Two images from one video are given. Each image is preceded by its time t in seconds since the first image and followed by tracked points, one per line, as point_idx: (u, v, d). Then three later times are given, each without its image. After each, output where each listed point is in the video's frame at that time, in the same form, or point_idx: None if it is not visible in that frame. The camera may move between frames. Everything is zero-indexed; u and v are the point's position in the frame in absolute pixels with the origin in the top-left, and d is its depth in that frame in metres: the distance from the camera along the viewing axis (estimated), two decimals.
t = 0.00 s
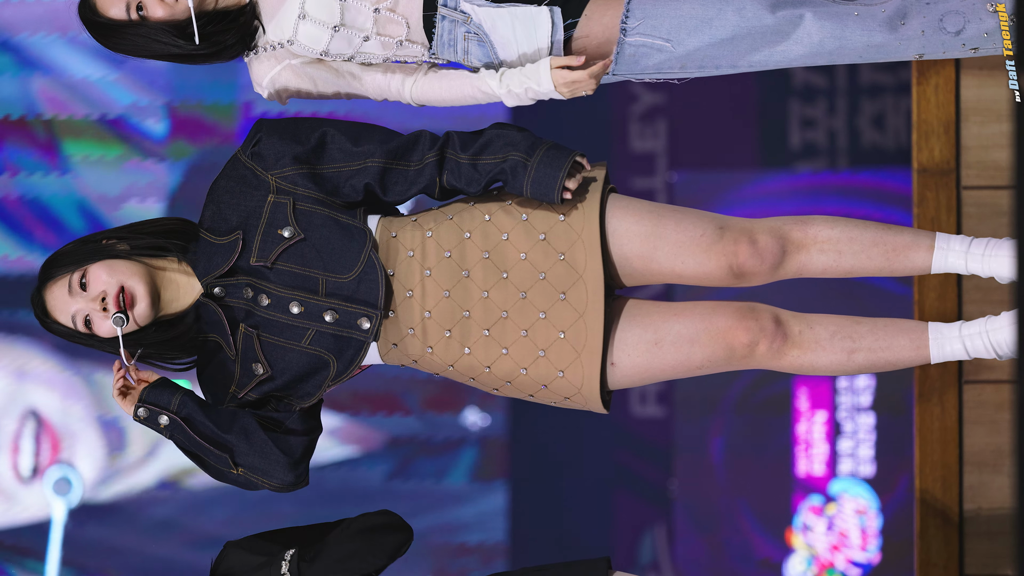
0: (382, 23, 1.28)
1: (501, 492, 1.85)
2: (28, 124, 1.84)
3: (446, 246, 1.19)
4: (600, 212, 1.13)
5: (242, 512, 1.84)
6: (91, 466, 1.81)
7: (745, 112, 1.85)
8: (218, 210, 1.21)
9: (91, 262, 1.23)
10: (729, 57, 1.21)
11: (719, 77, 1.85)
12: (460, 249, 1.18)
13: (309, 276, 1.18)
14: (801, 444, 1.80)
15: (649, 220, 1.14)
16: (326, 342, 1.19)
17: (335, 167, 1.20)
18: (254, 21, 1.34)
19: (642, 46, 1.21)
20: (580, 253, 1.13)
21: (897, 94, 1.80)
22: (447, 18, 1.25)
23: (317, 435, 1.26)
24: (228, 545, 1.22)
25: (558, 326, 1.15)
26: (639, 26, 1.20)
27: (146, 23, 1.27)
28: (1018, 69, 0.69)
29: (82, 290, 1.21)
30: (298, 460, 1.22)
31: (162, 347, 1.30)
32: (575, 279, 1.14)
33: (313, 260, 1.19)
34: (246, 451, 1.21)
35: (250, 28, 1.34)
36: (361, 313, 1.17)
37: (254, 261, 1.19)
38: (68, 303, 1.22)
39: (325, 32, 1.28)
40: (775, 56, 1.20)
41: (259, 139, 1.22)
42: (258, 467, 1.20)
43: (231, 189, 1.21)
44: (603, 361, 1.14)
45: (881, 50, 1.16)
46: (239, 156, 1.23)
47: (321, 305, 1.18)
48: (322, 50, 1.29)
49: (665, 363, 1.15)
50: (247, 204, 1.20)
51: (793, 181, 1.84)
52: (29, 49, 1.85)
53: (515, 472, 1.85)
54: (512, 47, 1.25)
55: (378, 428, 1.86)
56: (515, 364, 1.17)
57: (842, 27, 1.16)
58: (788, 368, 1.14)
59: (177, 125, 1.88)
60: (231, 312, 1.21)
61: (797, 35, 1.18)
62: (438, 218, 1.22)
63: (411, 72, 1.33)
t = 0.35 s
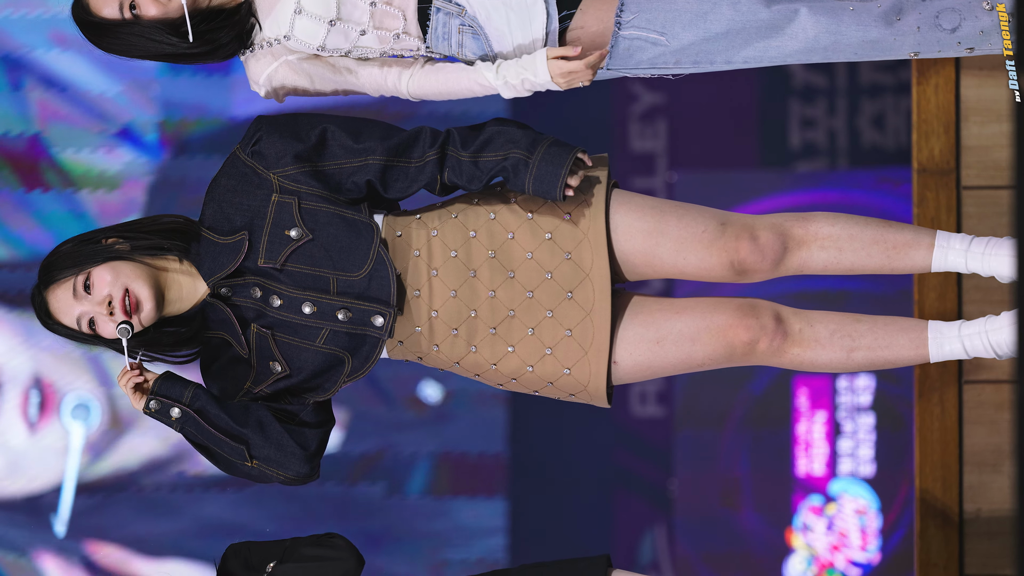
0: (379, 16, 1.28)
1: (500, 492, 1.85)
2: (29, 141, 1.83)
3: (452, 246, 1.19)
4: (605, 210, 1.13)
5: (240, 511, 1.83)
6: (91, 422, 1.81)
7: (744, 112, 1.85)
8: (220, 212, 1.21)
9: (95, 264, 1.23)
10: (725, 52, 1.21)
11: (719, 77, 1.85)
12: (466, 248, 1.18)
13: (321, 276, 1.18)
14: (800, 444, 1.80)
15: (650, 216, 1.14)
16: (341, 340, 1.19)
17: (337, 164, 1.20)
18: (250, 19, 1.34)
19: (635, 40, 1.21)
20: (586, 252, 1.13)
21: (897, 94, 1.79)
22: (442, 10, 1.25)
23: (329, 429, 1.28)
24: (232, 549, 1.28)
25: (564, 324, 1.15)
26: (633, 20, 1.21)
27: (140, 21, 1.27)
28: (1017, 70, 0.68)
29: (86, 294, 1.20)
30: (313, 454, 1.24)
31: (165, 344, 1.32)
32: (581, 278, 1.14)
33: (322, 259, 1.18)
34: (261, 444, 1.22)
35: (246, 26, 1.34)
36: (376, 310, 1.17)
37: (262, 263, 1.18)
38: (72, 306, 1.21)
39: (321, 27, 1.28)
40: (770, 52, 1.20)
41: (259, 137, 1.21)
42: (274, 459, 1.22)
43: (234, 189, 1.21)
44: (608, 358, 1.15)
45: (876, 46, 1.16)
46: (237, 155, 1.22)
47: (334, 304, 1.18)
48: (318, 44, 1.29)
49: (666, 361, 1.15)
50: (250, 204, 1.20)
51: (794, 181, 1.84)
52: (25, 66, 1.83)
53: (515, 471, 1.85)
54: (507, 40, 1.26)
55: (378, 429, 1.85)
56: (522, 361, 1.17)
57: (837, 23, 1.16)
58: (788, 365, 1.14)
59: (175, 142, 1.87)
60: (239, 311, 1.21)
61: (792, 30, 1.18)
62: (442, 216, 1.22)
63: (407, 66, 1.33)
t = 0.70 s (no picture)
0: (384, 13, 1.29)
1: (500, 492, 1.84)
2: (38, 158, 1.82)
3: (451, 245, 1.19)
4: (604, 210, 1.13)
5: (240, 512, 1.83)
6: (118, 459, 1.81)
7: (745, 112, 1.85)
8: (223, 207, 1.21)
9: (98, 260, 1.23)
10: (726, 50, 1.21)
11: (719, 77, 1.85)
12: (465, 248, 1.18)
13: (325, 265, 1.18)
14: (800, 444, 1.80)
15: (649, 216, 1.14)
16: (351, 328, 1.18)
17: (339, 158, 1.20)
18: (253, 17, 1.34)
19: (637, 38, 1.22)
20: (584, 252, 1.13)
21: (897, 94, 1.79)
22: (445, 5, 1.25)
23: (355, 413, 1.28)
24: (239, 545, 1.30)
25: (563, 324, 1.15)
26: (635, 17, 1.21)
27: (139, 20, 1.27)
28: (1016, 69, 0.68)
29: (91, 291, 1.21)
30: (344, 439, 1.24)
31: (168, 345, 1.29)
32: (579, 277, 1.14)
33: (326, 248, 1.18)
34: (296, 434, 1.19)
35: (248, 25, 1.34)
36: (382, 295, 1.17)
37: (267, 256, 1.18)
38: (76, 303, 1.21)
39: (326, 24, 1.28)
40: (771, 50, 1.20)
41: (261, 132, 1.21)
42: (308, 448, 1.19)
43: (238, 185, 1.21)
44: (607, 357, 1.14)
45: (876, 45, 1.16)
46: (240, 150, 1.22)
47: (340, 292, 1.17)
48: (323, 42, 1.30)
49: (666, 361, 1.15)
50: (254, 199, 1.20)
51: (793, 181, 1.84)
52: (36, 83, 1.83)
53: (515, 471, 1.85)
54: (509, 37, 1.25)
55: (378, 429, 1.85)
56: (520, 361, 1.17)
57: (837, 21, 1.16)
58: (788, 366, 1.14)
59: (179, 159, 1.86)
60: (244, 305, 1.22)
61: (792, 29, 1.18)
62: (442, 215, 1.22)
63: (411, 62, 1.33)
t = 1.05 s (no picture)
0: (392, 14, 1.29)
1: (501, 492, 1.85)
2: (42, 172, 1.83)
3: (450, 244, 1.19)
4: (602, 209, 1.13)
5: (237, 514, 1.82)
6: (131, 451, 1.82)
7: (745, 112, 1.85)
8: (223, 209, 1.21)
9: (99, 265, 1.23)
10: (731, 49, 1.21)
11: (719, 78, 1.85)
12: (463, 248, 1.19)
13: (326, 265, 1.18)
14: (801, 444, 1.80)
15: (649, 217, 1.14)
16: (351, 328, 1.18)
17: (340, 160, 1.20)
18: (257, 19, 1.33)
19: (642, 38, 1.22)
20: (583, 251, 1.13)
21: (897, 94, 1.79)
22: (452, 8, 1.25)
23: (347, 405, 1.25)
24: (253, 543, 1.32)
25: (562, 324, 1.15)
26: (639, 17, 1.22)
27: (140, 33, 1.27)
28: (1017, 67, 0.67)
29: (93, 296, 1.20)
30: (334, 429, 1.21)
31: (169, 348, 1.28)
32: (577, 276, 1.13)
33: (327, 249, 1.18)
34: (282, 421, 1.17)
35: (253, 27, 1.33)
36: (382, 296, 1.16)
37: (268, 256, 1.18)
38: (78, 307, 1.22)
39: (334, 27, 1.28)
40: (775, 49, 1.20)
41: (262, 134, 1.22)
42: (294, 437, 1.17)
43: (238, 188, 1.21)
44: (606, 357, 1.14)
45: (881, 43, 1.17)
46: (240, 154, 1.23)
47: (340, 292, 1.17)
48: (331, 44, 1.29)
49: (666, 361, 1.15)
50: (254, 202, 1.20)
51: (793, 181, 1.83)
52: (39, 99, 1.84)
53: (516, 471, 1.85)
54: (517, 39, 1.26)
55: (380, 429, 1.86)
56: (520, 360, 1.17)
57: (841, 20, 1.16)
58: (788, 366, 1.14)
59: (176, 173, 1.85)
60: (247, 308, 1.22)
61: (796, 28, 1.18)
62: (442, 215, 1.22)
63: (418, 63, 1.32)
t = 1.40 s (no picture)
0: (391, 17, 1.28)
1: (500, 492, 1.84)
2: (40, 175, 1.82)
3: (449, 241, 1.19)
4: (601, 204, 1.13)
5: (237, 515, 1.82)
6: (138, 449, 1.82)
7: (745, 112, 1.85)
8: (226, 208, 1.22)
9: (106, 258, 1.23)
10: (731, 50, 1.21)
11: (719, 78, 1.85)
12: (463, 244, 1.19)
13: (326, 258, 1.18)
14: (801, 445, 1.80)
15: (650, 216, 1.14)
16: (350, 319, 1.17)
17: (341, 159, 1.21)
18: (258, 21, 1.33)
19: (642, 39, 1.23)
20: (582, 246, 1.13)
21: (897, 93, 1.79)
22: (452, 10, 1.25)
23: (348, 387, 1.20)
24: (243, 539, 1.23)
25: (561, 319, 1.15)
26: (639, 19, 1.22)
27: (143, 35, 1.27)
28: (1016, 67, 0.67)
29: (98, 285, 1.20)
30: (336, 409, 1.17)
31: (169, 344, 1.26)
32: (577, 271, 1.13)
33: (327, 242, 1.18)
34: (284, 401, 1.13)
35: (254, 29, 1.33)
36: (379, 287, 1.16)
37: (268, 251, 1.19)
38: (83, 295, 1.21)
39: (332, 29, 1.28)
40: (774, 50, 1.21)
41: (265, 134, 1.23)
42: (297, 416, 1.13)
43: (241, 187, 1.22)
44: (605, 355, 1.14)
45: (880, 44, 1.17)
46: (243, 154, 1.24)
47: (340, 283, 1.17)
48: (330, 47, 1.29)
49: (666, 360, 1.14)
50: (256, 199, 1.21)
51: (793, 181, 1.84)
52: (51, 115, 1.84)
53: (516, 471, 1.85)
54: (516, 39, 1.26)
55: (382, 430, 1.86)
56: (519, 357, 1.17)
57: (840, 21, 1.16)
58: (788, 367, 1.14)
59: (188, 189, 1.85)
60: (249, 306, 1.20)
61: (795, 28, 1.19)
62: (442, 213, 1.22)
63: (418, 65, 1.32)
